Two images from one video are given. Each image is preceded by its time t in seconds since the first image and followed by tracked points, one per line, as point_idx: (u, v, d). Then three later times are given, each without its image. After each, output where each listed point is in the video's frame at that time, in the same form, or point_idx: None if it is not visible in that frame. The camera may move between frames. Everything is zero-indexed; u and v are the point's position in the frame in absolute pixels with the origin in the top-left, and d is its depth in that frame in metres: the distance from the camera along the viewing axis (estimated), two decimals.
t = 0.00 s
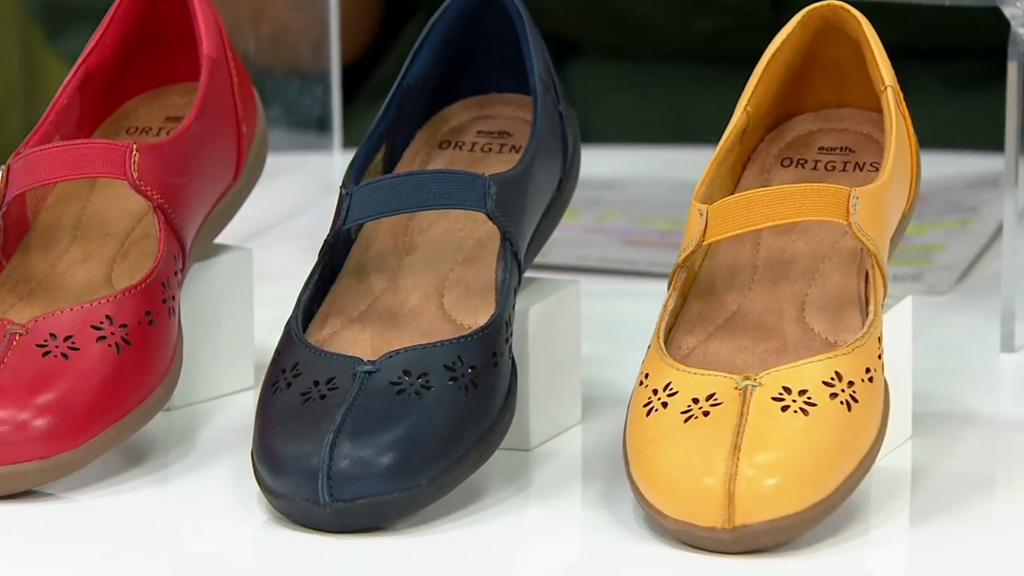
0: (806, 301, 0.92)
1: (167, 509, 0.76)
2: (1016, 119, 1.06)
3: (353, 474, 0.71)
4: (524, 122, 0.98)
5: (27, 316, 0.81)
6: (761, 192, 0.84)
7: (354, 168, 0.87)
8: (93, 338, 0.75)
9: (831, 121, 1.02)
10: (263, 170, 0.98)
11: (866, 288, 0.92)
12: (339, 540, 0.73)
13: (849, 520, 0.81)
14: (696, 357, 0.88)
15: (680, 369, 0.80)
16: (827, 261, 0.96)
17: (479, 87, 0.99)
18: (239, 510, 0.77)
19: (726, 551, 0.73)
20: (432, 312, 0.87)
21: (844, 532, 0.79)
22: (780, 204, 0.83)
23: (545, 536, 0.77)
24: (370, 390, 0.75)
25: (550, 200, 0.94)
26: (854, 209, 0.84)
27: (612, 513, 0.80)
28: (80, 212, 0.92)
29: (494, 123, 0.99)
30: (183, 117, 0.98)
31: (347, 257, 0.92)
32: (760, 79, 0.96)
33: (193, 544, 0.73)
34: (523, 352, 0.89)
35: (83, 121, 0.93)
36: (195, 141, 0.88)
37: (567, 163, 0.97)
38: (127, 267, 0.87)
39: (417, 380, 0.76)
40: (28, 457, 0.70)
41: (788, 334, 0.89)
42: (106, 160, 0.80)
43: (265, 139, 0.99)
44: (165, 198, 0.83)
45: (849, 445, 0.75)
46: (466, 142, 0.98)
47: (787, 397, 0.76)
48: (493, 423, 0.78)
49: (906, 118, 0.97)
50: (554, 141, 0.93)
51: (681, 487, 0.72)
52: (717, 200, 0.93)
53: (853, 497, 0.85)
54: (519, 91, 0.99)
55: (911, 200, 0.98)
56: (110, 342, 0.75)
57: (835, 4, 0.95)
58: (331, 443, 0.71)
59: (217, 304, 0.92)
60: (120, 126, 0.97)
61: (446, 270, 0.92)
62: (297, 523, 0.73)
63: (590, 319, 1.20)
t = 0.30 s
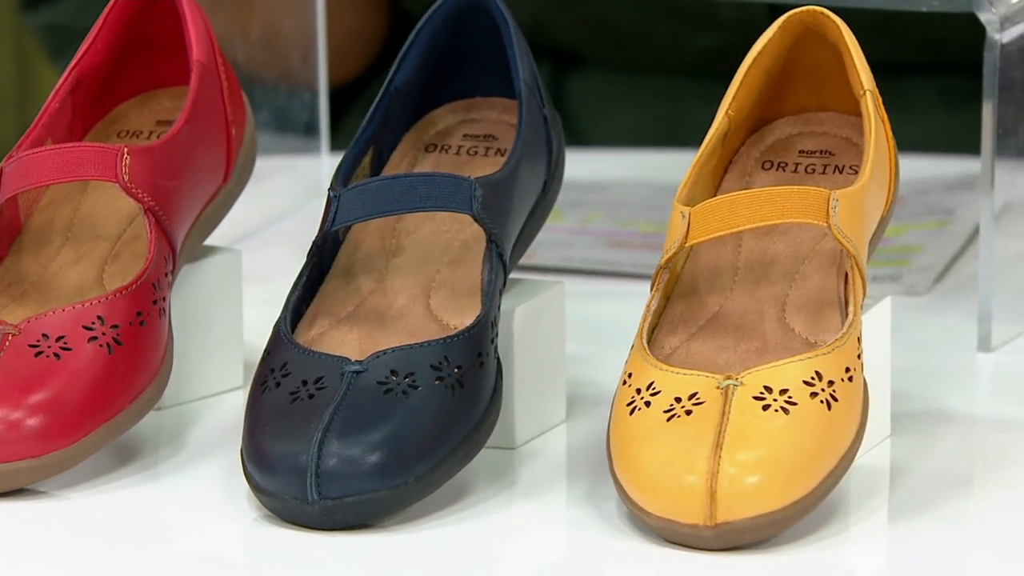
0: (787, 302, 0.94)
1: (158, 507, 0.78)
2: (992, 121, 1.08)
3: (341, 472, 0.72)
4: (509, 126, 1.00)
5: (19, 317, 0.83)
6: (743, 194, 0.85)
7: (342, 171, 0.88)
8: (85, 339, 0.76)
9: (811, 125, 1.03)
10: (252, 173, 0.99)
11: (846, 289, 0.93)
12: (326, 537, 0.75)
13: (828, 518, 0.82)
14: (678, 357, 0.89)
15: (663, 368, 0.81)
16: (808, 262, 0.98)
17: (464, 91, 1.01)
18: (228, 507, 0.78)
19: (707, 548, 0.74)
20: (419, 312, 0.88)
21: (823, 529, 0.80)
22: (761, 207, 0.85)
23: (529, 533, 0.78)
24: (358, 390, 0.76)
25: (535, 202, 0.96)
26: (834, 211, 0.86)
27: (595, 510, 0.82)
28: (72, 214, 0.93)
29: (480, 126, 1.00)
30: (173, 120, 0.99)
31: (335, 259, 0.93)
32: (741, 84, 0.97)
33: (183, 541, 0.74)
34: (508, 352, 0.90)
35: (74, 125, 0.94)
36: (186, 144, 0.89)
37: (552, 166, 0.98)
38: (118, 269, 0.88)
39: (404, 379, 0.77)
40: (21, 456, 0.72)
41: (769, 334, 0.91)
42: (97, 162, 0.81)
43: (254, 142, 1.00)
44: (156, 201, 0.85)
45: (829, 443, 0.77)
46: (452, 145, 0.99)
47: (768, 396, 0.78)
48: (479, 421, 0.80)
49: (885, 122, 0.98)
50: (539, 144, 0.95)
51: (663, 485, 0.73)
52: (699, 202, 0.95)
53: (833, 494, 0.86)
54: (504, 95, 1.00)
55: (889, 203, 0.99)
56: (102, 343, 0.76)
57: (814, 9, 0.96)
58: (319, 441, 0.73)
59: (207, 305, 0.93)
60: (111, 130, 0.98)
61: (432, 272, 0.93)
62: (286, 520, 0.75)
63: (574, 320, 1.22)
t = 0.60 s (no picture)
0: (773, 302, 0.96)
1: (154, 504, 0.79)
2: (974, 125, 1.09)
3: (334, 470, 0.73)
4: (499, 128, 1.01)
5: (18, 317, 0.84)
6: (729, 196, 0.87)
7: (335, 173, 0.90)
8: (82, 339, 0.77)
9: (796, 128, 1.05)
10: (246, 175, 1.01)
11: (831, 290, 0.95)
12: (319, 535, 0.76)
13: (814, 514, 0.84)
14: (666, 356, 0.91)
15: (651, 367, 0.83)
16: (794, 263, 0.99)
17: (455, 95, 1.02)
18: (223, 505, 0.79)
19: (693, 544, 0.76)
20: (411, 312, 0.90)
21: (809, 526, 0.82)
22: (747, 209, 0.86)
23: (519, 529, 0.80)
24: (350, 389, 0.77)
25: (525, 204, 0.97)
26: (819, 213, 0.87)
27: (584, 507, 0.83)
28: (69, 216, 0.94)
29: (471, 129, 1.01)
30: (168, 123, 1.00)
31: (328, 260, 0.95)
32: (728, 87, 0.99)
33: (179, 537, 0.75)
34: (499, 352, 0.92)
35: (71, 128, 0.95)
36: (181, 147, 0.90)
37: (541, 168, 0.99)
38: (115, 269, 0.89)
39: (396, 378, 0.78)
40: (19, 454, 0.73)
41: (756, 334, 0.92)
42: (93, 165, 0.82)
43: (248, 145, 1.01)
44: (151, 203, 0.86)
45: (814, 440, 0.78)
46: (443, 148, 1.00)
47: (755, 395, 0.79)
48: (470, 419, 0.81)
49: (869, 125, 1.00)
50: (529, 147, 0.96)
51: (650, 482, 0.75)
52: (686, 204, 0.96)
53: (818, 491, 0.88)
54: (494, 98, 1.02)
55: (874, 205, 1.01)
56: (98, 342, 0.78)
57: (799, 15, 0.98)
58: (313, 439, 0.74)
59: (202, 306, 0.94)
60: (107, 133, 0.99)
61: (424, 272, 0.94)
62: (280, 518, 0.76)
63: (564, 320, 1.23)
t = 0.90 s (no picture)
0: (761, 301, 0.97)
1: (151, 501, 0.80)
2: (958, 127, 1.11)
3: (329, 467, 0.75)
4: (491, 131, 1.02)
5: (17, 316, 0.85)
6: (718, 197, 0.88)
7: (329, 175, 0.91)
8: (80, 338, 0.78)
9: (784, 130, 1.06)
10: (242, 177, 1.02)
11: (818, 290, 0.96)
12: (315, 531, 0.77)
13: (801, 511, 0.85)
14: (655, 355, 0.92)
15: (641, 366, 0.84)
16: (782, 263, 1.01)
17: (448, 97, 1.03)
18: (220, 502, 0.80)
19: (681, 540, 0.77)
20: (404, 312, 0.91)
21: (796, 522, 0.83)
22: (736, 210, 0.88)
23: (510, 525, 0.81)
24: (345, 387, 0.78)
25: (517, 205, 0.98)
26: (806, 214, 0.89)
27: (575, 504, 0.85)
28: (67, 217, 0.95)
29: (463, 131, 1.03)
30: (166, 126, 1.01)
31: (323, 260, 0.96)
32: (717, 90, 1.00)
33: (176, 533, 0.76)
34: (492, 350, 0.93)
35: (69, 131, 0.96)
36: (178, 149, 0.91)
37: (533, 170, 1.01)
38: (113, 270, 0.91)
39: (390, 377, 0.79)
40: (18, 451, 0.74)
41: (744, 333, 0.94)
42: (92, 167, 0.83)
43: (244, 147, 1.02)
44: (149, 204, 0.87)
45: (801, 437, 0.79)
46: (436, 150, 1.02)
47: (743, 393, 0.80)
48: (463, 417, 0.82)
49: (856, 128, 1.01)
50: (520, 148, 0.97)
51: (640, 479, 0.76)
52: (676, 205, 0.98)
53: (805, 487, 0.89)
54: (487, 101, 1.03)
55: (860, 206, 1.02)
56: (96, 342, 0.79)
57: (788, 19, 0.99)
58: (308, 437, 0.75)
59: (198, 305, 0.96)
60: (105, 135, 1.00)
61: (417, 272, 0.96)
62: (276, 514, 0.77)
63: (555, 319, 1.25)
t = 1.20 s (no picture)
0: (748, 301, 0.99)
1: (151, 497, 0.82)
2: (941, 130, 1.13)
3: (324, 464, 0.76)
4: (483, 134, 1.04)
5: (17, 316, 0.86)
6: (706, 199, 0.90)
7: (324, 177, 0.93)
8: (80, 337, 0.80)
9: (770, 133, 1.08)
10: (239, 179, 1.03)
11: (804, 290, 0.98)
12: (311, 527, 0.78)
13: (787, 507, 0.87)
14: (644, 354, 0.94)
15: (630, 364, 0.86)
16: (768, 264, 1.03)
17: (441, 101, 1.05)
18: (218, 498, 0.82)
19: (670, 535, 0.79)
20: (398, 311, 0.92)
21: (782, 517, 0.85)
22: (723, 212, 0.90)
23: (502, 521, 0.83)
24: (340, 385, 0.80)
25: (508, 206, 1.00)
26: (792, 215, 0.90)
27: (566, 499, 0.86)
28: (68, 219, 0.97)
29: (455, 134, 1.04)
30: (164, 129, 1.02)
31: (318, 261, 0.98)
32: (705, 94, 1.02)
33: (175, 528, 0.78)
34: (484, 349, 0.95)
35: (69, 134, 0.97)
36: (176, 152, 0.93)
37: (524, 172, 1.02)
38: (112, 270, 0.92)
39: (384, 375, 0.81)
40: (20, 448, 0.75)
41: (731, 332, 0.96)
42: (91, 169, 0.85)
43: (241, 149, 1.04)
44: (148, 206, 0.88)
45: (787, 434, 0.81)
46: (429, 153, 1.03)
47: (730, 391, 0.82)
48: (455, 415, 0.84)
49: (841, 131, 1.03)
50: (512, 151, 0.99)
51: (629, 475, 0.78)
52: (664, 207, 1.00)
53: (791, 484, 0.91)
54: (479, 105, 1.05)
55: (845, 208, 1.04)
56: (96, 341, 0.80)
57: (773, 25, 1.01)
58: (304, 434, 0.77)
59: (196, 305, 0.97)
60: (104, 139, 1.02)
61: (411, 273, 0.97)
62: (272, 510, 0.79)
63: (545, 318, 1.26)
